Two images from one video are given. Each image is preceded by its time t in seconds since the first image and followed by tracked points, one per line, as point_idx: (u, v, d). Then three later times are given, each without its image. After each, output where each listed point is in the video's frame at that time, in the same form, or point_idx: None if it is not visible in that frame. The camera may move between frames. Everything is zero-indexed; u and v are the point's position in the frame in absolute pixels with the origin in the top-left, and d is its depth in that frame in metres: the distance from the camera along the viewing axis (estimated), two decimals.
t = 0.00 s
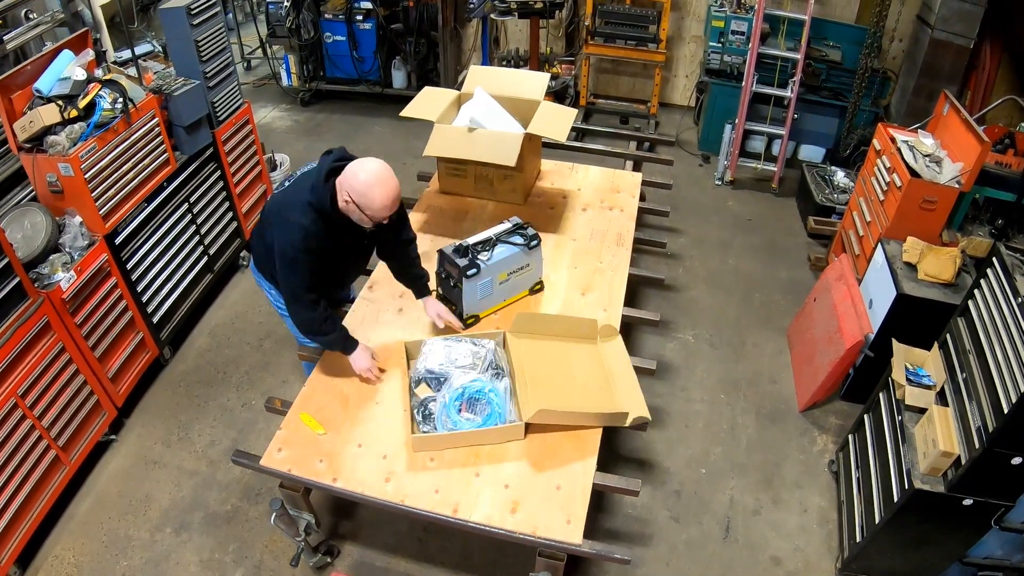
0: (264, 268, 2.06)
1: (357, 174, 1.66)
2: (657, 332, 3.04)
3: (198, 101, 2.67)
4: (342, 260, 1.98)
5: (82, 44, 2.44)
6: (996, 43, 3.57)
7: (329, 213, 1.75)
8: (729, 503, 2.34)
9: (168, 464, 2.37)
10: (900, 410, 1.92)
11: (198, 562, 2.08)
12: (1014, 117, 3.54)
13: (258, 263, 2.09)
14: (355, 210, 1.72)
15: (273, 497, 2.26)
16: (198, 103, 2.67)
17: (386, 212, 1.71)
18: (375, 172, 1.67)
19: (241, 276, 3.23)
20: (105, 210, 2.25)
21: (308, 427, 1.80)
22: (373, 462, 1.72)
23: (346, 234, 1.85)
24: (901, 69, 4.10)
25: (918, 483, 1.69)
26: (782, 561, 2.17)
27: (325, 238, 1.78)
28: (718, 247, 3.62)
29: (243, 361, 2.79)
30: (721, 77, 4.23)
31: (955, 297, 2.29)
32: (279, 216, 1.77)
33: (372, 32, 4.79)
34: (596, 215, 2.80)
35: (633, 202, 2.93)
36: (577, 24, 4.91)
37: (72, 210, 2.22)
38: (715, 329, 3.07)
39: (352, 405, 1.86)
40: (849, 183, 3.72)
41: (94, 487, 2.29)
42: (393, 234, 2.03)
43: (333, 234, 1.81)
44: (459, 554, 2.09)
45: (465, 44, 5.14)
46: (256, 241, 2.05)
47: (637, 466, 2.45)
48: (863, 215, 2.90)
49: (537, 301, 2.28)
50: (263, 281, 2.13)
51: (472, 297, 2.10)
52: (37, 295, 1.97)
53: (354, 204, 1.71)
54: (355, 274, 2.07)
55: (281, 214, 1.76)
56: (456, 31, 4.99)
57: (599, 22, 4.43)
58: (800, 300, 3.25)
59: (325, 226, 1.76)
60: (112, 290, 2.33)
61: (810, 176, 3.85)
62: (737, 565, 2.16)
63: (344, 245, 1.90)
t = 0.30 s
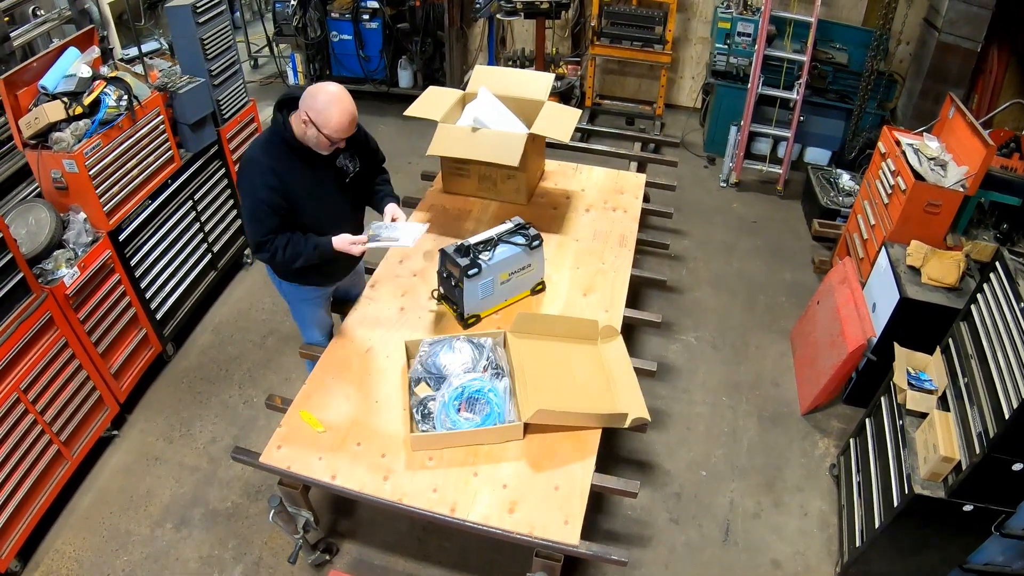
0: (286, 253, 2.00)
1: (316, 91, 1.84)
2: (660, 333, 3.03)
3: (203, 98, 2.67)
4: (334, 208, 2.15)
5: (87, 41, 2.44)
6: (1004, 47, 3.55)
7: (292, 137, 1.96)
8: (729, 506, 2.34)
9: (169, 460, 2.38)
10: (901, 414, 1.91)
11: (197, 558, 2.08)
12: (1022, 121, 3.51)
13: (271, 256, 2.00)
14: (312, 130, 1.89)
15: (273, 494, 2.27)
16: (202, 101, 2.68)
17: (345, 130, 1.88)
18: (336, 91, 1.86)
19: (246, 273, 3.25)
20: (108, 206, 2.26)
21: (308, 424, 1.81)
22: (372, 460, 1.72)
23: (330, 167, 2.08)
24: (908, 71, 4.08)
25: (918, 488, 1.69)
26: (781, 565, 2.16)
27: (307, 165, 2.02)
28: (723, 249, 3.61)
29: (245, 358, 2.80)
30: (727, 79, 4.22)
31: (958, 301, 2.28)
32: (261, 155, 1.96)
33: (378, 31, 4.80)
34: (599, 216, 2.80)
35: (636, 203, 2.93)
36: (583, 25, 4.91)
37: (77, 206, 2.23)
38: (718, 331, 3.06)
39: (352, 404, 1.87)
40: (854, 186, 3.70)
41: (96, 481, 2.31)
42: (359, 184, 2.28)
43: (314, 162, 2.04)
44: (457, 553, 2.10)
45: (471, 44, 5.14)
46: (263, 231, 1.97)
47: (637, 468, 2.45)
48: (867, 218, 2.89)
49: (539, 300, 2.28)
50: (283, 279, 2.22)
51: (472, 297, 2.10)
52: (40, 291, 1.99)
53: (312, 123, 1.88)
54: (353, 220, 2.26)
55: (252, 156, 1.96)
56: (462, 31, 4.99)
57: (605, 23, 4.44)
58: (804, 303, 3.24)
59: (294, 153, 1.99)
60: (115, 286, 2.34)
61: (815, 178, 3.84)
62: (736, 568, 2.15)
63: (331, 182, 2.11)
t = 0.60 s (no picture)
0: (309, 297, 1.94)
1: (363, 142, 1.77)
2: (662, 335, 3.03)
3: (208, 96, 2.69)
4: (350, 236, 2.07)
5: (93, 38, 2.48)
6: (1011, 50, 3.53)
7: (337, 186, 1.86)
8: (729, 509, 2.33)
9: (171, 456, 2.39)
10: (902, 418, 1.91)
11: (197, 554, 2.09)
12: None
13: (293, 294, 1.93)
14: (359, 180, 1.82)
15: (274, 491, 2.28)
16: (207, 99, 2.70)
17: (390, 182, 1.81)
18: (382, 144, 1.79)
19: (249, 271, 3.26)
20: (112, 203, 2.28)
21: (308, 422, 1.81)
22: (371, 459, 1.72)
23: (357, 205, 1.99)
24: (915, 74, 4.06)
25: (918, 493, 1.68)
26: (781, 568, 2.16)
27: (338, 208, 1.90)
28: (726, 251, 3.60)
29: (248, 356, 2.81)
30: (732, 80, 4.21)
31: (961, 306, 2.27)
32: (299, 199, 1.82)
33: (385, 31, 4.81)
34: (602, 217, 2.79)
35: (640, 204, 2.92)
36: (589, 25, 4.91)
37: (81, 203, 2.25)
38: (720, 333, 3.06)
39: (352, 402, 1.87)
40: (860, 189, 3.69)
41: (97, 477, 2.32)
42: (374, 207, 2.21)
43: (345, 205, 1.92)
44: (455, 552, 2.10)
45: (477, 44, 5.14)
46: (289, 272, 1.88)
47: (637, 469, 2.45)
48: (871, 221, 2.88)
49: (540, 301, 2.28)
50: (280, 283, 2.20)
51: (473, 297, 2.10)
52: (44, 286, 2.01)
53: (359, 175, 1.81)
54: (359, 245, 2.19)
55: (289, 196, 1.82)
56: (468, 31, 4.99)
57: (611, 24, 4.42)
58: (807, 306, 3.23)
59: (332, 197, 1.86)
60: (119, 282, 2.36)
61: (820, 181, 3.82)
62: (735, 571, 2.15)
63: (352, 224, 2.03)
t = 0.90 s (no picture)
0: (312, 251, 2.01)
1: (383, 87, 1.86)
2: (664, 337, 3.03)
3: (213, 94, 2.70)
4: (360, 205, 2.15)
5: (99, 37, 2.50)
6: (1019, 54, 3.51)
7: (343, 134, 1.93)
8: (729, 512, 2.32)
9: (172, 452, 2.40)
10: (903, 423, 1.89)
11: (197, 550, 2.10)
12: None
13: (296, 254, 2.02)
14: (376, 125, 1.91)
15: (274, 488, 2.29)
16: (213, 97, 2.71)
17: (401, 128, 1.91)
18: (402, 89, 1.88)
19: (253, 269, 3.27)
20: (116, 200, 2.29)
21: (307, 420, 1.82)
22: (370, 458, 1.73)
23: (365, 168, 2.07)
24: (922, 78, 4.04)
25: (918, 498, 1.67)
26: (780, 572, 2.15)
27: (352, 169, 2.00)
28: (730, 253, 3.59)
29: (250, 353, 2.81)
30: (738, 82, 4.20)
31: (965, 310, 2.26)
32: (312, 151, 1.92)
33: (391, 30, 4.82)
34: (605, 218, 2.79)
35: (643, 205, 2.92)
36: (596, 26, 4.91)
37: (86, 199, 2.26)
38: (723, 335, 3.05)
39: (352, 401, 1.88)
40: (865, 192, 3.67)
41: (99, 472, 2.33)
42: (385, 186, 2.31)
43: (354, 164, 2.00)
44: (454, 551, 2.10)
45: (484, 44, 5.14)
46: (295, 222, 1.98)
47: (637, 471, 2.45)
48: (875, 224, 2.87)
49: (542, 301, 2.28)
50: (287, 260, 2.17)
51: (473, 297, 2.10)
52: (47, 282, 2.02)
53: (375, 119, 1.91)
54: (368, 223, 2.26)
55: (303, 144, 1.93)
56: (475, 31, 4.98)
57: (617, 25, 4.40)
58: (811, 309, 3.22)
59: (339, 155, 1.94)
60: (122, 279, 2.37)
61: (825, 184, 3.81)
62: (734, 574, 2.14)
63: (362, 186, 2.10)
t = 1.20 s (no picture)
0: (296, 259, 2.08)
1: (297, 92, 1.85)
2: (667, 339, 3.02)
3: (218, 92, 2.71)
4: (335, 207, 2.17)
5: (104, 34, 2.51)
6: None
7: (293, 137, 1.98)
8: (728, 515, 2.32)
9: (174, 449, 2.41)
10: (904, 427, 1.89)
11: (197, 546, 2.11)
12: None
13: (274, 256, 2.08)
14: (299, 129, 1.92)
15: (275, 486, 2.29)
16: (217, 95, 2.72)
17: (321, 130, 1.87)
18: (319, 94, 1.86)
19: (257, 266, 3.28)
20: (121, 197, 2.30)
21: (307, 417, 1.83)
22: (368, 456, 1.73)
23: (332, 163, 2.09)
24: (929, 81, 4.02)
25: (917, 503, 1.66)
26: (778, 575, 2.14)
27: (308, 164, 2.03)
28: (734, 255, 3.58)
29: (253, 350, 2.83)
30: (744, 84, 4.19)
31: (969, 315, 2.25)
32: (268, 156, 1.99)
33: (398, 29, 4.83)
34: (608, 219, 2.79)
35: (646, 206, 2.91)
36: (602, 27, 4.92)
37: (90, 196, 2.27)
38: (726, 338, 3.04)
39: (352, 399, 1.88)
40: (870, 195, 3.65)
41: (100, 467, 2.35)
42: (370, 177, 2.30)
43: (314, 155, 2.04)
44: (454, 551, 2.10)
45: (490, 44, 5.14)
46: (272, 230, 2.04)
47: (637, 472, 2.45)
48: (880, 227, 2.85)
49: (543, 302, 2.28)
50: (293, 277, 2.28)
51: (474, 297, 2.09)
52: (51, 277, 2.03)
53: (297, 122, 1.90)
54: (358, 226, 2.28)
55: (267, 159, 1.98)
56: (482, 31, 4.98)
57: (623, 25, 4.41)
58: (815, 312, 3.20)
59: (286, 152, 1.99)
60: (126, 275, 2.38)
61: (830, 186, 3.79)
62: None
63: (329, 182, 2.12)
